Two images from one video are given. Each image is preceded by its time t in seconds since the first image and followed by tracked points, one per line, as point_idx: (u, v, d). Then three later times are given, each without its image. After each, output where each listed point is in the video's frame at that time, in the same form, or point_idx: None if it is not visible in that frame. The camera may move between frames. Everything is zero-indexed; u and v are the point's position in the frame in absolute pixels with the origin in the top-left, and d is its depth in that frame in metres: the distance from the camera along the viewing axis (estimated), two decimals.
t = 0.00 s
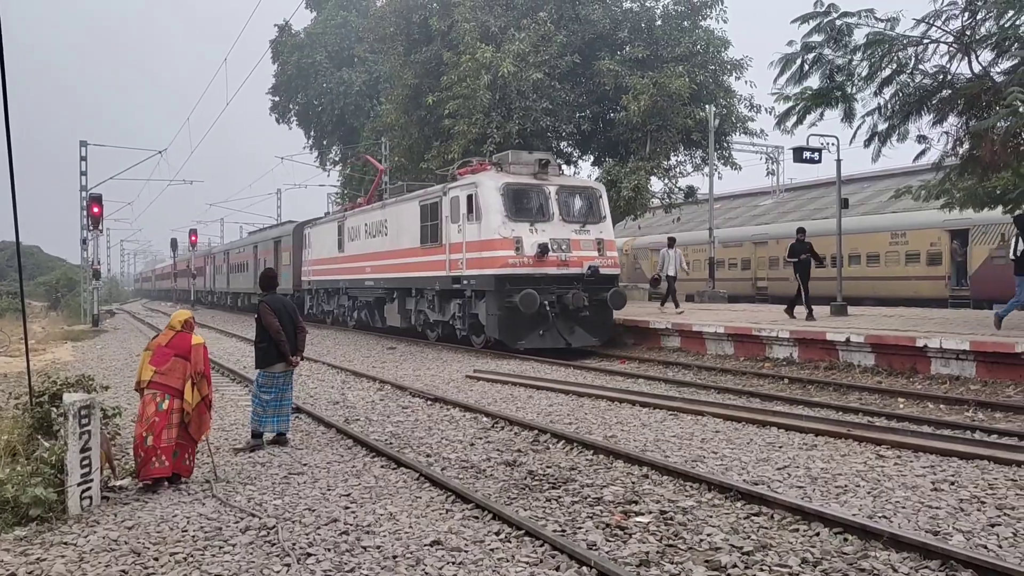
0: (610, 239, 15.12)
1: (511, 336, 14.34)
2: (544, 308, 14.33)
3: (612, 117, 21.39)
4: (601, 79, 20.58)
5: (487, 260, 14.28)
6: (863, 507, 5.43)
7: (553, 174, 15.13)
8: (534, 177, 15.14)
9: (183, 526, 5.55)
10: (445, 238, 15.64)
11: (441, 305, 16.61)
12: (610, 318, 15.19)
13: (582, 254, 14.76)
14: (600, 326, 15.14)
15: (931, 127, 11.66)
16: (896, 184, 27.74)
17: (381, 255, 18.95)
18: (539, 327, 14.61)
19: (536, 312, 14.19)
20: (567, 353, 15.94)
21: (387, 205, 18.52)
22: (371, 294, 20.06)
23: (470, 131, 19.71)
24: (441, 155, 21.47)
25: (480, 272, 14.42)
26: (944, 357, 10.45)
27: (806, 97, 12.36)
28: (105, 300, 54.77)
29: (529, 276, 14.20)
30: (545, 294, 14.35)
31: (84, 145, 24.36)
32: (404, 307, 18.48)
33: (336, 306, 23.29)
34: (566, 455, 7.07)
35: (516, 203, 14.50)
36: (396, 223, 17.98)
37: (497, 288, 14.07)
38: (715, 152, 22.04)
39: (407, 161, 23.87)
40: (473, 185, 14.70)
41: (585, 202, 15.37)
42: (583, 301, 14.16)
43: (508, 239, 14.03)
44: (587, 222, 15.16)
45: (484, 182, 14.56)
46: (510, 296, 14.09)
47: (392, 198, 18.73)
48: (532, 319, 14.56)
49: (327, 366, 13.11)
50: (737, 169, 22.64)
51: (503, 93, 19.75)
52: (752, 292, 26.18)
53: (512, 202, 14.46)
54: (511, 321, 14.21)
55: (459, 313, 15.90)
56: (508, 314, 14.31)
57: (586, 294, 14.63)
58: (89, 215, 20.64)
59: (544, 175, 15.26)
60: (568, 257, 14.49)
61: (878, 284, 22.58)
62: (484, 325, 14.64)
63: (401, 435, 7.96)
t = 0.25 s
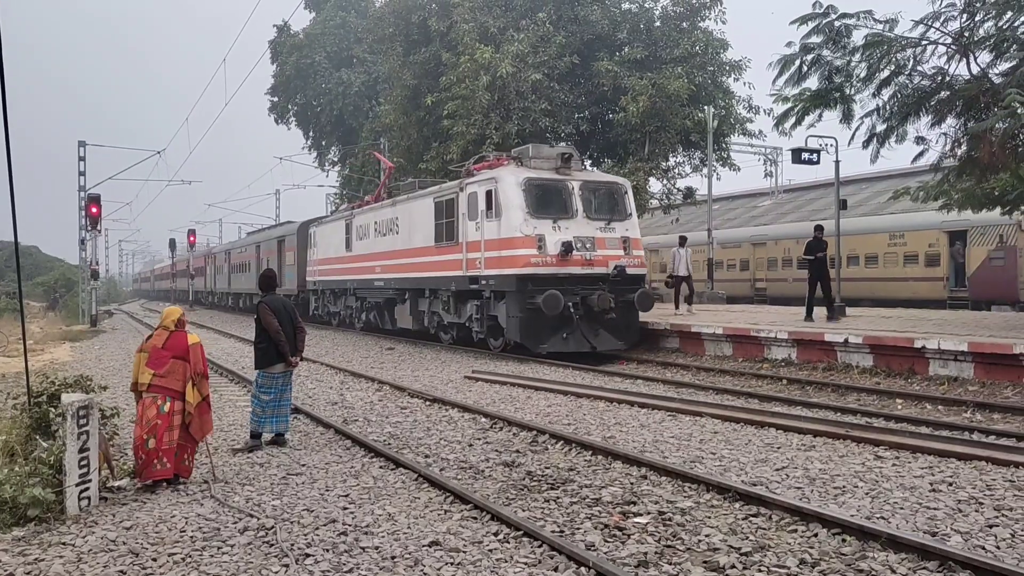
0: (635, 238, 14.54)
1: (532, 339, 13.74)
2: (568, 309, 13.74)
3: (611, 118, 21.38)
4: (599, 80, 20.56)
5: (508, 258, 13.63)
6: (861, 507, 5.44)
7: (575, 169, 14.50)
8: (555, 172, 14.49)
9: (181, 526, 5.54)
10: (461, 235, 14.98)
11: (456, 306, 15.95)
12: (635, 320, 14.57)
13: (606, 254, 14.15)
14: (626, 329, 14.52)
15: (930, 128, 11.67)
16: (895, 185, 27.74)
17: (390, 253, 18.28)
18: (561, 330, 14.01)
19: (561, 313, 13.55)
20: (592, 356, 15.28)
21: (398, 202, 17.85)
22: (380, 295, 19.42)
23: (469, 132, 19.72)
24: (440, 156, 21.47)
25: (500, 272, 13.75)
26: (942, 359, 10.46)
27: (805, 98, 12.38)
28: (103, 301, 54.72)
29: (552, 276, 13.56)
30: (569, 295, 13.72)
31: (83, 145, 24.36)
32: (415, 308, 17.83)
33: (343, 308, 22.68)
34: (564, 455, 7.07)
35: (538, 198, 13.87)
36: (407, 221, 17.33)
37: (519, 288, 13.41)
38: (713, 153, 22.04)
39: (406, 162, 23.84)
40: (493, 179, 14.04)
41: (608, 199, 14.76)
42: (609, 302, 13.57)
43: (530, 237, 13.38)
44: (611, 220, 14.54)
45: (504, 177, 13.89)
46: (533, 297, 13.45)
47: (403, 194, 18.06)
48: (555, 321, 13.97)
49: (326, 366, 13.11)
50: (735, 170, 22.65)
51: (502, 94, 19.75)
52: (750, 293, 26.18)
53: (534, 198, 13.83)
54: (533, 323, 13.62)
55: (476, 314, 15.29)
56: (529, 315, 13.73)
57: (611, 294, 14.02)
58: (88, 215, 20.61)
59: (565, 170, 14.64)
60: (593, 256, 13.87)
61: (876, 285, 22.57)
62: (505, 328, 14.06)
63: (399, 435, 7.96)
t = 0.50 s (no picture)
0: (668, 243, 13.79)
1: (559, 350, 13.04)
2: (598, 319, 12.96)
3: (610, 127, 21.43)
4: (600, 89, 20.60)
5: (534, 264, 12.96)
6: (860, 518, 5.43)
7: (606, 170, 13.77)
8: (585, 173, 13.79)
9: (179, 533, 5.53)
10: (484, 240, 14.33)
11: (475, 315, 15.36)
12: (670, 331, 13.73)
13: (638, 260, 13.39)
14: (661, 342, 13.72)
15: (929, 138, 11.70)
16: (894, 195, 27.79)
17: (406, 258, 17.65)
18: (590, 341, 13.27)
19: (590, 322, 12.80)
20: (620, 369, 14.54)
21: (414, 206, 17.25)
22: (393, 302, 18.83)
23: (469, 140, 19.77)
24: (440, 163, 21.51)
25: (526, 278, 13.07)
26: (941, 369, 10.45)
27: (804, 108, 12.41)
28: (103, 307, 54.69)
29: (580, 283, 12.86)
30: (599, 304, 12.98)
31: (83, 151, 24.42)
32: (432, 316, 17.17)
33: (352, 316, 22.03)
34: (562, 464, 7.06)
35: (565, 201, 13.19)
36: (424, 225, 16.72)
37: (546, 297, 12.75)
38: (713, 162, 22.09)
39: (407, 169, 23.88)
40: (517, 181, 13.40)
41: (641, 202, 14.02)
42: (643, 312, 12.75)
43: (558, 241, 12.69)
44: (644, 224, 13.79)
45: (530, 178, 13.23)
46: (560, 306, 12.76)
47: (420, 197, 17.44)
48: (583, 332, 13.25)
49: (324, 373, 13.10)
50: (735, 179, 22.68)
51: (502, 102, 19.81)
52: (749, 302, 26.19)
53: (562, 201, 13.14)
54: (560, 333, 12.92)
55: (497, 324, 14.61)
56: (556, 325, 13.02)
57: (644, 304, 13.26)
58: (88, 221, 20.64)
59: (595, 171, 13.93)
60: (624, 262, 13.13)
61: (875, 295, 22.57)
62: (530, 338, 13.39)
63: (398, 443, 7.95)
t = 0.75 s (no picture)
0: (693, 247, 13.17)
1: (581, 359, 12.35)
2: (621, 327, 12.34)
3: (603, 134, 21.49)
4: (593, 96, 20.64)
5: (553, 268, 12.29)
6: (849, 526, 5.44)
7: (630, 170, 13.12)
8: (606, 173, 13.14)
9: (167, 537, 5.50)
10: (498, 243, 13.67)
11: (487, 322, 14.63)
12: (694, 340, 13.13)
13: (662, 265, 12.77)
14: (684, 351, 13.12)
15: (919, 147, 11.78)
16: (884, 204, 27.94)
17: (411, 262, 16.97)
18: (612, 351, 12.61)
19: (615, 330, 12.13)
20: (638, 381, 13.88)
21: (420, 207, 16.59)
22: (397, 308, 18.17)
23: (461, 145, 19.78)
24: (432, 168, 21.51)
25: (545, 283, 12.38)
26: (930, 377, 10.50)
27: (795, 116, 12.48)
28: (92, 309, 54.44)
29: (602, 289, 12.21)
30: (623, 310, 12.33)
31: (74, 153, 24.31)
32: (439, 322, 16.47)
33: (352, 321, 21.22)
34: (553, 470, 7.06)
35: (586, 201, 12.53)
36: (431, 227, 16.06)
37: (566, 303, 12.09)
38: (704, 170, 22.17)
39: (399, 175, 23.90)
40: (536, 180, 12.74)
41: (664, 204, 13.38)
42: (668, 319, 12.16)
43: (581, 244, 12.03)
44: (668, 227, 13.16)
45: (549, 177, 12.58)
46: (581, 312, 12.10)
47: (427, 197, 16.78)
48: (606, 340, 12.60)
49: (315, 378, 13.06)
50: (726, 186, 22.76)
51: (495, 108, 19.84)
52: (740, 309, 26.26)
53: (583, 201, 12.47)
54: (583, 342, 12.25)
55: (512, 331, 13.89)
56: (577, 333, 12.35)
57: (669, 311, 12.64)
58: (78, 224, 20.53)
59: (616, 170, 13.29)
60: (648, 267, 12.49)
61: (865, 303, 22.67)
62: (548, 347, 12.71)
63: (388, 448, 7.93)
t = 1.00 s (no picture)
0: (715, 250, 12.63)
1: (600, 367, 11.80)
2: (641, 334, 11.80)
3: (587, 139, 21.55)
4: (578, 101, 20.69)
5: (570, 271, 11.73)
6: (832, 530, 5.47)
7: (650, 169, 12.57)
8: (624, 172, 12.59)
9: (148, 544, 5.45)
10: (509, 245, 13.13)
11: (495, 328, 14.14)
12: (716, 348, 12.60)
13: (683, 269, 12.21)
14: (706, 359, 12.66)
15: (900, 155, 11.90)
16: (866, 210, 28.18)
17: (414, 265, 16.46)
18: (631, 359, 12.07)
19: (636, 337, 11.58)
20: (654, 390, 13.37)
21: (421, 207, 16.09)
22: (396, 313, 17.69)
23: (446, 150, 19.78)
24: (417, 172, 21.47)
25: (561, 287, 11.82)
26: (912, 382, 10.58)
27: (779, 123, 12.58)
28: (73, 314, 53.97)
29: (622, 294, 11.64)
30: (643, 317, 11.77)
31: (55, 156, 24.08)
32: (441, 328, 16.00)
33: (347, 327, 21.00)
34: (537, 475, 7.06)
35: (604, 201, 11.99)
36: (434, 229, 15.58)
37: (584, 308, 11.52)
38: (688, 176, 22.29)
39: (385, 180, 23.77)
40: (550, 178, 12.21)
41: (685, 204, 12.84)
42: (691, 325, 11.67)
43: (600, 246, 11.48)
44: (689, 228, 12.62)
45: (564, 176, 12.05)
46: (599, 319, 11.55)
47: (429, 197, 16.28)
48: (626, 347, 12.07)
49: (299, 383, 12.99)
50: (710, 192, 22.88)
51: (480, 113, 19.85)
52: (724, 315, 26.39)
53: (601, 201, 11.93)
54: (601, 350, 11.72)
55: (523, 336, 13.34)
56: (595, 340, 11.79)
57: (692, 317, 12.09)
58: (59, 227, 20.33)
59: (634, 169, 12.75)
60: (669, 271, 11.95)
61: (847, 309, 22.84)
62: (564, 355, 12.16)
63: (372, 453, 7.90)
